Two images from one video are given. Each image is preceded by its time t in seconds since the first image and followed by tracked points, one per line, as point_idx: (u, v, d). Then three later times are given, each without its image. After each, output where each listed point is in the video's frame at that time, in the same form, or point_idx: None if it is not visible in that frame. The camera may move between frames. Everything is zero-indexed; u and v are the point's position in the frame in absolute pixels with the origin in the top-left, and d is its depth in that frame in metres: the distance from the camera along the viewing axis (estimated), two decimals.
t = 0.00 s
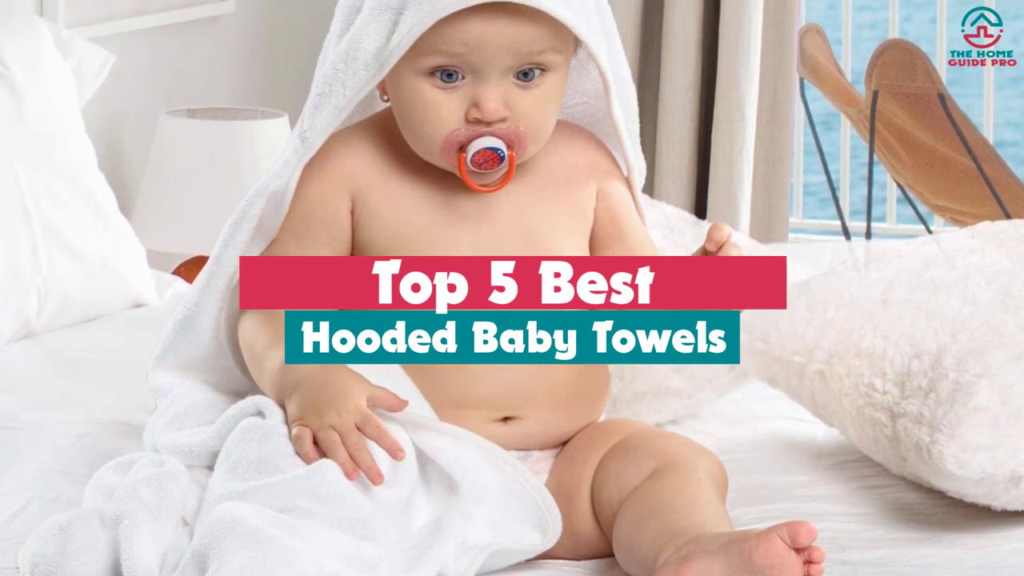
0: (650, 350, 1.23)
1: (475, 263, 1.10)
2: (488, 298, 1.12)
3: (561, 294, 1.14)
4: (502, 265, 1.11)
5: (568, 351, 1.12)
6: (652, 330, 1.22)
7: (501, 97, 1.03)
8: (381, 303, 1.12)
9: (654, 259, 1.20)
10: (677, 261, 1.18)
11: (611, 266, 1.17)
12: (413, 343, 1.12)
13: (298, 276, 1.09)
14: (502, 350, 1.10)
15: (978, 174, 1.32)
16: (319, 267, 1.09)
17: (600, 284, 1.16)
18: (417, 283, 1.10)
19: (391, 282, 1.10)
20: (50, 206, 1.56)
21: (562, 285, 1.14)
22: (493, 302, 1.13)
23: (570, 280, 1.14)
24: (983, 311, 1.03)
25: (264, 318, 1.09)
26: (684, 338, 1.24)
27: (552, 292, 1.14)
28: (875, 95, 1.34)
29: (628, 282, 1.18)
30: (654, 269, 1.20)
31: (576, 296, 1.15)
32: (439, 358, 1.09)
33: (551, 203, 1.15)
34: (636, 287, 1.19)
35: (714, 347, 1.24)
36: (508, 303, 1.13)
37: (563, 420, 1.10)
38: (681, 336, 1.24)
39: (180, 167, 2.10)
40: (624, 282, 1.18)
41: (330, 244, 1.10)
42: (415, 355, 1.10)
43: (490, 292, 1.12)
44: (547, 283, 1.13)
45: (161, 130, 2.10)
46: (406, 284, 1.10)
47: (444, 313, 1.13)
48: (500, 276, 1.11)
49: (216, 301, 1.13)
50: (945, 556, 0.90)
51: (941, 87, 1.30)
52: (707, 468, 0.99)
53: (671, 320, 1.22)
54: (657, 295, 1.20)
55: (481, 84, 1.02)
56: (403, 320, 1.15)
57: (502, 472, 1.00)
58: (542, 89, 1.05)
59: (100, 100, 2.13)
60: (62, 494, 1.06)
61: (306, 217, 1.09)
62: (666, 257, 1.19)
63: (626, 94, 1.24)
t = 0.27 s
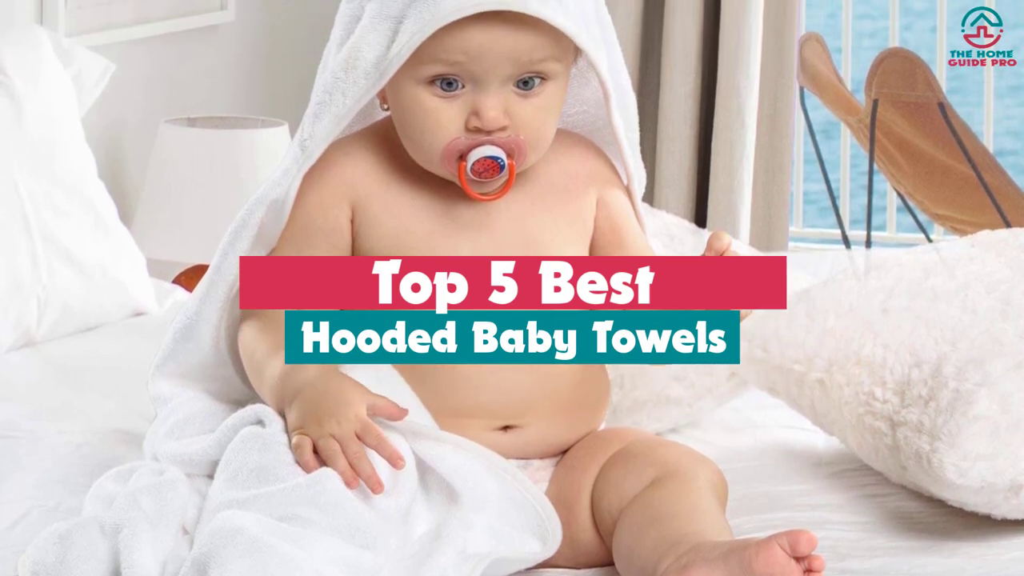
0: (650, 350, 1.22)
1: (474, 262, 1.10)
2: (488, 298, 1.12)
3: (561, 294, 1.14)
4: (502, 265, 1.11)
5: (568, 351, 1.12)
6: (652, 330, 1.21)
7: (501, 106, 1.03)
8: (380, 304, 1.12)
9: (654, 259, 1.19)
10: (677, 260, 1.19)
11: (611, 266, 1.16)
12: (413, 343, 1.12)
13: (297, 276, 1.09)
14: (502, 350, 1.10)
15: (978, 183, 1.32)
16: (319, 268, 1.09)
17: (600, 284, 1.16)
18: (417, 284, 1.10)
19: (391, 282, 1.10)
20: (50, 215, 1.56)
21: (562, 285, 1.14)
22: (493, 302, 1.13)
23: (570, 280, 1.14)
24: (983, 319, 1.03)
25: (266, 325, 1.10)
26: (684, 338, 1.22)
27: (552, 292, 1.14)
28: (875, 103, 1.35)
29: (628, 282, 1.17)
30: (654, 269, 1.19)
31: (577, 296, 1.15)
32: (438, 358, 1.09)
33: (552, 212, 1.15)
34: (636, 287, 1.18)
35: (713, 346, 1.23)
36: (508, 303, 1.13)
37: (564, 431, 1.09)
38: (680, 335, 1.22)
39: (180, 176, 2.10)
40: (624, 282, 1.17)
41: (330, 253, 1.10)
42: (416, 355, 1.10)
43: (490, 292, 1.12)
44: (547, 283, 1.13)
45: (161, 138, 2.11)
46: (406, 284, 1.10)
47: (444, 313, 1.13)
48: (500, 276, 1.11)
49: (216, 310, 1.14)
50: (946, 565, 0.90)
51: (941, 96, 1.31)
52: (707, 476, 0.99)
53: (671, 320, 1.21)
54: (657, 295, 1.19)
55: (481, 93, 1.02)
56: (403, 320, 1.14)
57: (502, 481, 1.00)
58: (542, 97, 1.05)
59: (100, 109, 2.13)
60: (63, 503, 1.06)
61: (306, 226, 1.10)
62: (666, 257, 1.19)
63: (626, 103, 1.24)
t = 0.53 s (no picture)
0: (650, 351, 1.18)
1: (473, 262, 1.10)
2: (488, 298, 1.12)
3: (561, 294, 1.14)
4: (502, 265, 1.11)
5: (568, 351, 1.12)
6: (651, 330, 1.17)
7: (501, 115, 1.03)
8: (381, 304, 1.12)
9: (655, 259, 1.18)
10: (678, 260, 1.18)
11: (611, 266, 1.15)
12: (413, 343, 1.11)
13: (296, 277, 1.09)
14: (502, 350, 1.09)
15: (977, 192, 1.32)
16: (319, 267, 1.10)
17: (600, 285, 1.15)
18: (418, 284, 1.10)
19: (391, 282, 1.10)
20: (50, 224, 1.57)
21: (562, 285, 1.14)
22: (493, 302, 1.13)
23: (570, 280, 1.14)
24: (983, 328, 1.03)
25: (266, 334, 1.10)
26: (684, 338, 1.18)
27: (552, 292, 1.14)
28: (875, 112, 1.35)
29: (628, 282, 1.16)
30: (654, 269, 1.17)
31: (577, 296, 1.14)
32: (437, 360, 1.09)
33: (552, 221, 1.14)
34: (636, 287, 1.17)
35: (714, 347, 1.19)
36: (508, 303, 1.13)
37: (564, 441, 1.09)
38: (680, 336, 1.18)
39: (180, 185, 2.10)
40: (624, 282, 1.16)
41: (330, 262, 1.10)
42: (415, 355, 1.09)
43: (490, 292, 1.12)
44: (547, 283, 1.13)
45: (161, 148, 2.11)
46: (406, 284, 1.10)
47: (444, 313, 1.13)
48: (500, 276, 1.11)
49: (216, 319, 1.13)
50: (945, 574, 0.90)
51: (941, 105, 1.30)
52: (707, 485, 0.99)
53: (670, 319, 1.18)
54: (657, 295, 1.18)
55: (481, 102, 1.02)
56: (404, 320, 1.14)
57: (502, 490, 1.00)
58: (542, 106, 1.06)
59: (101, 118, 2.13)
60: (63, 512, 1.06)
61: (306, 235, 1.10)
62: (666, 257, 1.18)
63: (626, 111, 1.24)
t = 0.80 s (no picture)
0: (651, 350, 1.18)
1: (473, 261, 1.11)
2: (488, 299, 1.12)
3: (561, 294, 1.14)
4: (501, 265, 1.11)
5: (568, 351, 1.12)
6: (651, 330, 1.17)
7: (501, 124, 1.03)
8: (381, 305, 1.11)
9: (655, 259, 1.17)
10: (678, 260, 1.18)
11: (611, 266, 1.15)
12: (413, 344, 1.10)
13: (298, 279, 1.09)
14: (502, 350, 1.09)
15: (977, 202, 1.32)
16: (318, 268, 1.10)
17: (600, 285, 1.15)
18: (417, 284, 1.10)
19: (391, 282, 1.10)
20: (50, 234, 1.57)
21: (562, 285, 1.14)
22: (493, 303, 1.13)
23: (570, 280, 1.14)
24: (984, 338, 1.03)
25: (266, 344, 1.10)
26: (685, 338, 1.17)
27: (552, 292, 1.14)
28: (875, 121, 1.35)
29: (628, 282, 1.16)
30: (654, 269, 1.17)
31: (577, 296, 1.14)
32: (435, 367, 1.08)
33: (552, 231, 1.14)
34: (636, 288, 1.17)
35: (713, 347, 1.16)
36: (508, 303, 1.13)
37: (564, 450, 1.09)
38: (680, 336, 1.17)
39: (181, 195, 2.11)
40: (624, 282, 1.16)
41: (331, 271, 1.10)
42: (415, 355, 1.09)
43: (490, 292, 1.12)
44: (547, 283, 1.13)
45: (161, 157, 2.11)
46: (406, 285, 1.10)
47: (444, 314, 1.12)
48: (500, 276, 1.11)
49: (216, 328, 1.13)
50: None
51: (941, 114, 1.31)
52: (707, 495, 0.99)
53: (670, 319, 1.17)
54: (657, 295, 1.18)
55: (481, 111, 1.03)
56: (403, 320, 1.12)
57: (503, 501, 1.00)
58: (542, 116, 1.06)
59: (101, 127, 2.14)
60: (62, 521, 1.06)
61: (306, 245, 1.10)
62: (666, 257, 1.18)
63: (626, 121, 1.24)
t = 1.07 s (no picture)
0: (651, 350, 1.17)
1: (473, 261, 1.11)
2: (488, 299, 1.13)
3: (561, 294, 1.14)
4: (501, 265, 1.11)
5: (568, 351, 1.12)
6: (651, 330, 1.16)
7: (501, 134, 1.03)
8: (381, 305, 1.12)
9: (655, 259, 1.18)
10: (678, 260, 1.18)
11: (611, 266, 1.16)
12: (413, 344, 1.10)
13: (298, 282, 1.09)
14: (502, 350, 1.09)
15: (977, 212, 1.33)
16: (318, 269, 1.10)
17: (600, 285, 1.15)
18: (417, 284, 1.10)
19: (391, 283, 1.10)
20: (50, 243, 1.57)
21: (562, 285, 1.14)
22: (494, 303, 1.13)
23: (570, 280, 1.14)
24: (984, 347, 1.03)
25: (265, 353, 1.09)
26: (685, 338, 1.16)
27: (552, 292, 1.14)
28: (874, 131, 1.35)
29: (628, 282, 1.17)
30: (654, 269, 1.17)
31: (577, 296, 1.15)
32: (434, 377, 1.08)
33: (552, 240, 1.14)
34: (636, 287, 1.17)
35: (713, 347, 1.14)
36: (508, 303, 1.13)
37: (563, 459, 1.09)
38: (680, 336, 1.16)
39: (180, 204, 2.11)
40: (624, 282, 1.16)
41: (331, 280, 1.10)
42: (415, 355, 1.08)
43: (490, 292, 1.12)
44: (547, 283, 1.13)
45: (161, 167, 2.11)
46: (406, 285, 1.10)
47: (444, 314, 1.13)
48: (500, 276, 1.12)
49: (216, 337, 1.13)
50: None
51: (942, 125, 1.30)
52: (707, 504, 0.99)
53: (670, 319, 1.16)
54: (657, 295, 1.18)
55: (481, 121, 1.03)
56: (404, 320, 1.13)
57: (503, 510, 1.00)
58: (542, 125, 1.06)
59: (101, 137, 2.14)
60: (62, 531, 1.06)
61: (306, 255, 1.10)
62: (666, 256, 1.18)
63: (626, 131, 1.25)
